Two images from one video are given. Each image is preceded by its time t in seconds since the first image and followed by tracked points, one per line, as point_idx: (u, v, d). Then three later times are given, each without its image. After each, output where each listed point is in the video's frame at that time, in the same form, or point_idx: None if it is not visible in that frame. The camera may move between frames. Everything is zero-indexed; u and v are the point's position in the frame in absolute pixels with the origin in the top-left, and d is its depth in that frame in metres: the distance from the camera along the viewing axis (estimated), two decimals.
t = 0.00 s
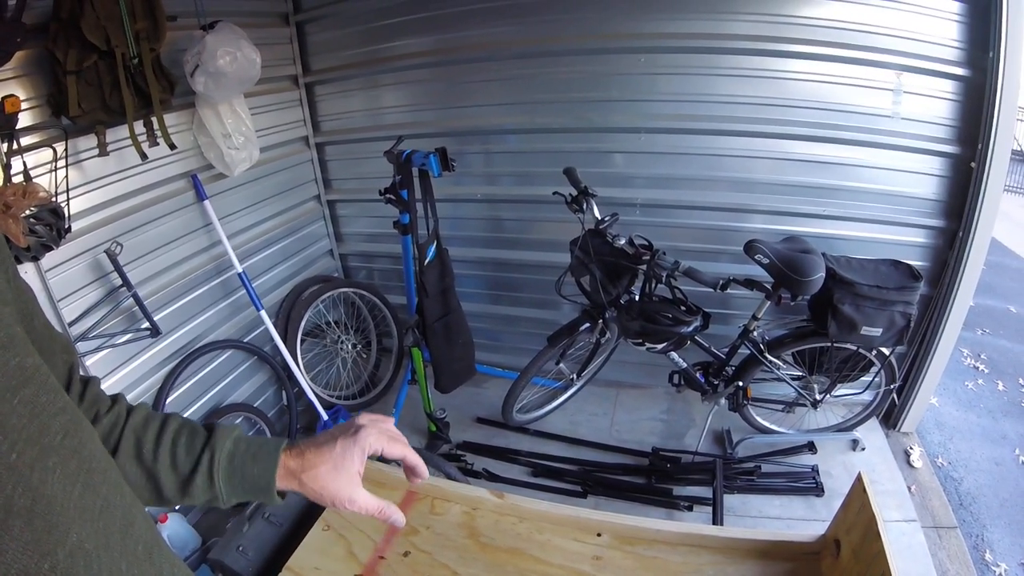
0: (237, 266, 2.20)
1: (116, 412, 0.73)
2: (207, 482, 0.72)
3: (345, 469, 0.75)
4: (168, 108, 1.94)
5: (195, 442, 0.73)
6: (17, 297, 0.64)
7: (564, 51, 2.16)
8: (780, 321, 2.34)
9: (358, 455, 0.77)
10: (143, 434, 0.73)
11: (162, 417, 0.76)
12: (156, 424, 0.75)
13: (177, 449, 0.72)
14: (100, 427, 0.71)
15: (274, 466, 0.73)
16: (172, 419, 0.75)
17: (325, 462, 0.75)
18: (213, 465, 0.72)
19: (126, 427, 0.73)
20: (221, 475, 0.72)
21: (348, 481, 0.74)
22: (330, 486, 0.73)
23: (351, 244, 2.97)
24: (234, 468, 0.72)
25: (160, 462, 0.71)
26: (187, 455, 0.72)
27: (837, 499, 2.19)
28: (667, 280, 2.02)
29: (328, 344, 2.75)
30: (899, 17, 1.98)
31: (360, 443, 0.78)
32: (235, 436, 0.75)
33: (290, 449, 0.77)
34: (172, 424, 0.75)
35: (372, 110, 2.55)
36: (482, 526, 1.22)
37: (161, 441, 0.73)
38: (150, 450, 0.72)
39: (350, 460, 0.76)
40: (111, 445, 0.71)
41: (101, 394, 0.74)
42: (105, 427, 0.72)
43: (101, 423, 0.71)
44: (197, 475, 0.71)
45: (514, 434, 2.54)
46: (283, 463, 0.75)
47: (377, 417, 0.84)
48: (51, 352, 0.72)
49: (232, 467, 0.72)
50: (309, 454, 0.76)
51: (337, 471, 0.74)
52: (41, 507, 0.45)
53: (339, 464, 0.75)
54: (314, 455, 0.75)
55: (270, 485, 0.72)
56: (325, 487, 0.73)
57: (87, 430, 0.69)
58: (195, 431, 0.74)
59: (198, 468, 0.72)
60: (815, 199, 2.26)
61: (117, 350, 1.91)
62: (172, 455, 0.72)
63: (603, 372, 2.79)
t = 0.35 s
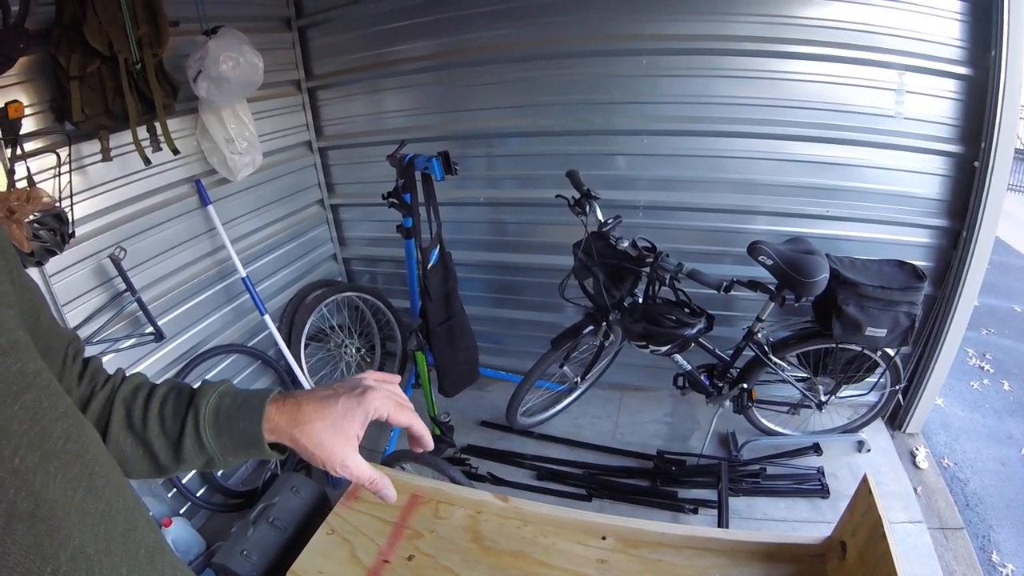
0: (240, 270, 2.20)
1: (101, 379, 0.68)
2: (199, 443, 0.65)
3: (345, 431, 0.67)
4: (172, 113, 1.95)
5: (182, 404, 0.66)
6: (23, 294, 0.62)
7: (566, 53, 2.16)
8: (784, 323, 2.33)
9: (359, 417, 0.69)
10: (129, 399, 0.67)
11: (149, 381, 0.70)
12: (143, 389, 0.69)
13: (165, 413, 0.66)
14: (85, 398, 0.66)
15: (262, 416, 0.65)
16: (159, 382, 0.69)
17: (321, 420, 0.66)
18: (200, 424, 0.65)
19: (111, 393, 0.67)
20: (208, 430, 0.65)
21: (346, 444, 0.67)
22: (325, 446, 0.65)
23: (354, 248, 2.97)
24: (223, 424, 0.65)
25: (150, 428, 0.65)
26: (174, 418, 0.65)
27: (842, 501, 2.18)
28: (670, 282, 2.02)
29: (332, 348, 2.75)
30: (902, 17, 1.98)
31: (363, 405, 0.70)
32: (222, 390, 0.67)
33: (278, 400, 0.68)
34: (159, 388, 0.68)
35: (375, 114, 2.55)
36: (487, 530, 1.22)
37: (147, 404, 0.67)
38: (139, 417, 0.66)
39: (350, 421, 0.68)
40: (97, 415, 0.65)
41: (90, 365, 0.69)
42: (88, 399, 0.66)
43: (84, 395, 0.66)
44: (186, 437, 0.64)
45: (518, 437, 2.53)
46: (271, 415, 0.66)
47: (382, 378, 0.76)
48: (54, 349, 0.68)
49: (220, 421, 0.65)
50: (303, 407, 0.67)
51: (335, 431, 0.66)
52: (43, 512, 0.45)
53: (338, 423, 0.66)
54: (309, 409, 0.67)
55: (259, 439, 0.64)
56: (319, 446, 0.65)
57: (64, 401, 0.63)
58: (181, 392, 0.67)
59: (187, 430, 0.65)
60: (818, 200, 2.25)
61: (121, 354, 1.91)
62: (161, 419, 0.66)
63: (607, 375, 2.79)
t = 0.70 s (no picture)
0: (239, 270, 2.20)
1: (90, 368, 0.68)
2: (183, 428, 0.64)
3: (330, 417, 0.65)
4: (171, 113, 1.95)
5: (166, 390, 0.66)
6: (22, 291, 0.61)
7: (566, 53, 2.16)
8: (783, 323, 2.33)
9: (347, 404, 0.67)
10: (116, 388, 0.66)
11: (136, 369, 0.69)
12: (130, 377, 0.68)
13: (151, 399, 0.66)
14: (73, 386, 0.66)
15: (239, 398, 0.63)
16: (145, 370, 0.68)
17: (306, 403, 0.65)
18: (183, 408, 0.64)
19: (98, 383, 0.66)
20: (190, 415, 0.64)
21: (331, 431, 0.65)
22: (309, 431, 0.64)
23: (353, 247, 2.97)
24: (204, 407, 0.64)
25: (136, 415, 0.65)
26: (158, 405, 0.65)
27: (841, 500, 2.19)
28: (669, 282, 2.02)
29: (331, 347, 2.75)
30: (902, 16, 1.98)
31: (353, 390, 0.67)
32: (203, 374, 0.67)
33: (264, 381, 0.66)
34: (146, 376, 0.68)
35: (374, 113, 2.55)
36: (486, 529, 1.22)
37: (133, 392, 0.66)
38: (125, 404, 0.65)
39: (337, 406, 0.66)
40: (86, 405, 0.65)
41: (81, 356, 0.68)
42: (76, 389, 0.65)
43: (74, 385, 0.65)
44: (170, 424, 0.64)
45: (517, 436, 2.53)
46: (255, 395, 0.64)
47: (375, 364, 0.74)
48: (60, 348, 0.67)
49: (201, 406, 0.64)
50: (288, 390, 0.65)
51: (320, 416, 0.65)
52: (43, 510, 0.45)
53: (324, 409, 0.65)
54: (294, 392, 0.65)
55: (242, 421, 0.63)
56: (303, 430, 0.64)
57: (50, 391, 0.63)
58: (165, 378, 0.67)
59: (171, 416, 0.64)
60: (818, 200, 2.25)
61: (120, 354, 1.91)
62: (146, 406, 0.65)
63: (606, 374, 2.79)
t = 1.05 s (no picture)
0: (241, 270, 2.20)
1: (92, 365, 0.68)
2: (184, 427, 0.64)
3: (332, 416, 0.65)
4: (175, 113, 1.96)
5: (167, 390, 0.66)
6: (24, 288, 0.61)
7: (571, 58, 2.16)
8: (784, 330, 2.33)
9: (349, 404, 0.67)
10: (118, 386, 0.66)
11: (139, 368, 0.69)
12: (133, 375, 0.68)
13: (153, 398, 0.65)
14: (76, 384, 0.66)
15: (241, 396, 0.63)
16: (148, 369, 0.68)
17: (308, 403, 0.65)
18: (184, 407, 0.64)
19: (100, 381, 0.66)
20: (191, 414, 0.64)
21: (333, 430, 0.65)
22: (311, 431, 0.64)
23: (355, 249, 2.97)
24: (205, 405, 0.64)
25: (138, 413, 0.65)
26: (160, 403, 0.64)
27: (840, 508, 2.18)
28: (671, 288, 2.01)
29: (332, 348, 2.75)
30: (906, 25, 1.98)
31: (356, 390, 0.67)
32: (206, 372, 0.67)
33: (265, 379, 0.66)
34: (148, 375, 0.68)
35: (378, 115, 2.55)
36: (484, 533, 1.22)
37: (135, 391, 0.66)
38: (127, 403, 0.65)
39: (340, 406, 0.66)
40: (89, 402, 0.65)
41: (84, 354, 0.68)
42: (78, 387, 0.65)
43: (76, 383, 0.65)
44: (171, 422, 0.64)
45: (516, 440, 2.53)
46: (257, 393, 0.64)
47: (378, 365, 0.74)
48: (62, 346, 0.67)
49: (202, 405, 0.64)
50: (289, 389, 0.65)
51: (322, 416, 0.65)
52: (47, 507, 0.44)
53: (327, 408, 0.65)
54: (296, 391, 0.65)
55: (242, 420, 0.63)
56: (305, 430, 0.63)
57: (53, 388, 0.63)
58: (168, 377, 0.67)
59: (172, 414, 0.64)
60: (820, 208, 2.25)
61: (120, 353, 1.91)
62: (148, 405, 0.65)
63: (606, 379, 2.79)
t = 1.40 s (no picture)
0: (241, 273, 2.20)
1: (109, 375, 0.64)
2: (196, 447, 0.59)
3: (351, 442, 0.60)
4: (173, 116, 1.96)
5: (182, 406, 0.61)
6: (25, 287, 0.60)
7: (568, 58, 2.16)
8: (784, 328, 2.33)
9: (369, 429, 0.62)
10: (133, 397, 0.62)
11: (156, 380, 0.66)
12: (150, 387, 0.64)
13: (166, 413, 0.61)
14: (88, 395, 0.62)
15: (260, 417, 0.59)
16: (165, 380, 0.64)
17: (327, 428, 0.60)
18: (198, 425, 0.59)
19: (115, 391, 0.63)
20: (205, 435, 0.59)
21: (352, 458, 0.60)
22: (328, 458, 0.59)
23: (355, 252, 2.97)
24: (220, 426, 0.59)
25: (150, 428, 0.60)
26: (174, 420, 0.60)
27: (843, 506, 2.18)
28: (671, 287, 2.01)
29: (332, 351, 2.75)
30: (903, 22, 1.98)
31: (376, 415, 0.63)
32: (224, 390, 0.62)
33: (280, 403, 0.61)
34: (163, 387, 0.64)
35: (376, 118, 2.55)
36: (487, 534, 1.22)
37: (149, 403, 0.62)
38: (139, 416, 0.61)
39: (359, 431, 0.61)
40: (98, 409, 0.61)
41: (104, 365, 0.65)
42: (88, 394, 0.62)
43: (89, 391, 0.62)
44: (184, 440, 0.59)
45: (518, 441, 2.53)
46: (273, 419, 0.60)
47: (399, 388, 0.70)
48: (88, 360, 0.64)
49: (218, 424, 0.59)
50: (307, 413, 0.60)
51: (341, 442, 0.60)
52: (50, 506, 0.44)
53: (345, 434, 0.60)
54: (313, 416, 0.60)
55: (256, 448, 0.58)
56: (321, 457, 0.59)
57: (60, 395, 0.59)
58: (185, 392, 0.62)
59: (185, 432, 0.59)
60: (819, 206, 2.25)
61: (121, 356, 1.91)
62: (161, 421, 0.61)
63: (607, 380, 2.79)
